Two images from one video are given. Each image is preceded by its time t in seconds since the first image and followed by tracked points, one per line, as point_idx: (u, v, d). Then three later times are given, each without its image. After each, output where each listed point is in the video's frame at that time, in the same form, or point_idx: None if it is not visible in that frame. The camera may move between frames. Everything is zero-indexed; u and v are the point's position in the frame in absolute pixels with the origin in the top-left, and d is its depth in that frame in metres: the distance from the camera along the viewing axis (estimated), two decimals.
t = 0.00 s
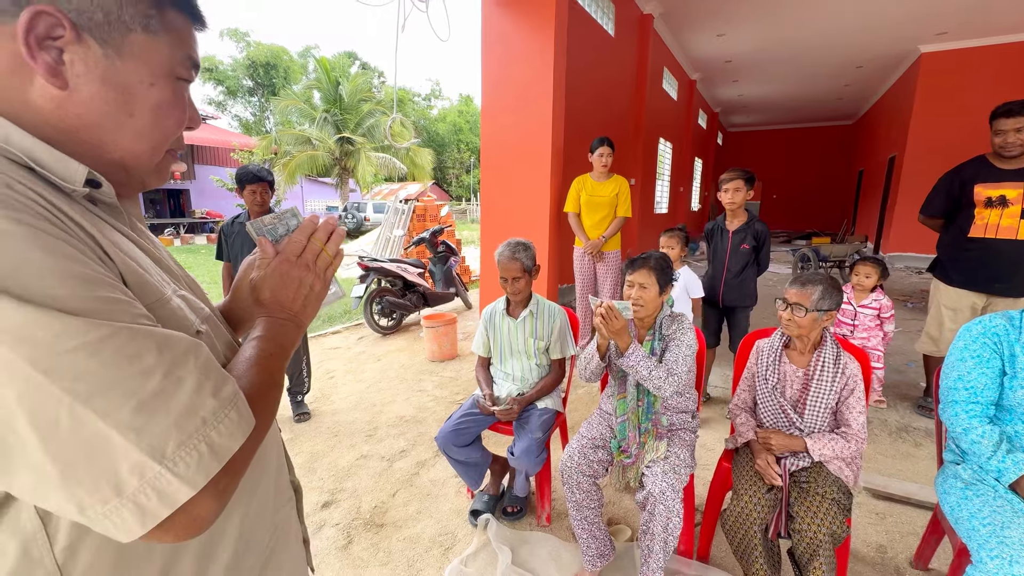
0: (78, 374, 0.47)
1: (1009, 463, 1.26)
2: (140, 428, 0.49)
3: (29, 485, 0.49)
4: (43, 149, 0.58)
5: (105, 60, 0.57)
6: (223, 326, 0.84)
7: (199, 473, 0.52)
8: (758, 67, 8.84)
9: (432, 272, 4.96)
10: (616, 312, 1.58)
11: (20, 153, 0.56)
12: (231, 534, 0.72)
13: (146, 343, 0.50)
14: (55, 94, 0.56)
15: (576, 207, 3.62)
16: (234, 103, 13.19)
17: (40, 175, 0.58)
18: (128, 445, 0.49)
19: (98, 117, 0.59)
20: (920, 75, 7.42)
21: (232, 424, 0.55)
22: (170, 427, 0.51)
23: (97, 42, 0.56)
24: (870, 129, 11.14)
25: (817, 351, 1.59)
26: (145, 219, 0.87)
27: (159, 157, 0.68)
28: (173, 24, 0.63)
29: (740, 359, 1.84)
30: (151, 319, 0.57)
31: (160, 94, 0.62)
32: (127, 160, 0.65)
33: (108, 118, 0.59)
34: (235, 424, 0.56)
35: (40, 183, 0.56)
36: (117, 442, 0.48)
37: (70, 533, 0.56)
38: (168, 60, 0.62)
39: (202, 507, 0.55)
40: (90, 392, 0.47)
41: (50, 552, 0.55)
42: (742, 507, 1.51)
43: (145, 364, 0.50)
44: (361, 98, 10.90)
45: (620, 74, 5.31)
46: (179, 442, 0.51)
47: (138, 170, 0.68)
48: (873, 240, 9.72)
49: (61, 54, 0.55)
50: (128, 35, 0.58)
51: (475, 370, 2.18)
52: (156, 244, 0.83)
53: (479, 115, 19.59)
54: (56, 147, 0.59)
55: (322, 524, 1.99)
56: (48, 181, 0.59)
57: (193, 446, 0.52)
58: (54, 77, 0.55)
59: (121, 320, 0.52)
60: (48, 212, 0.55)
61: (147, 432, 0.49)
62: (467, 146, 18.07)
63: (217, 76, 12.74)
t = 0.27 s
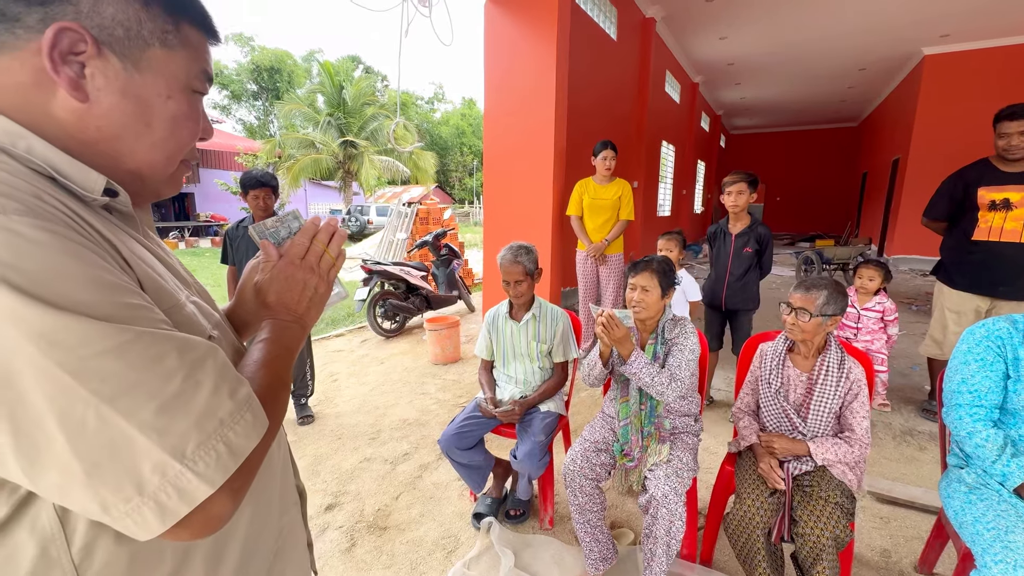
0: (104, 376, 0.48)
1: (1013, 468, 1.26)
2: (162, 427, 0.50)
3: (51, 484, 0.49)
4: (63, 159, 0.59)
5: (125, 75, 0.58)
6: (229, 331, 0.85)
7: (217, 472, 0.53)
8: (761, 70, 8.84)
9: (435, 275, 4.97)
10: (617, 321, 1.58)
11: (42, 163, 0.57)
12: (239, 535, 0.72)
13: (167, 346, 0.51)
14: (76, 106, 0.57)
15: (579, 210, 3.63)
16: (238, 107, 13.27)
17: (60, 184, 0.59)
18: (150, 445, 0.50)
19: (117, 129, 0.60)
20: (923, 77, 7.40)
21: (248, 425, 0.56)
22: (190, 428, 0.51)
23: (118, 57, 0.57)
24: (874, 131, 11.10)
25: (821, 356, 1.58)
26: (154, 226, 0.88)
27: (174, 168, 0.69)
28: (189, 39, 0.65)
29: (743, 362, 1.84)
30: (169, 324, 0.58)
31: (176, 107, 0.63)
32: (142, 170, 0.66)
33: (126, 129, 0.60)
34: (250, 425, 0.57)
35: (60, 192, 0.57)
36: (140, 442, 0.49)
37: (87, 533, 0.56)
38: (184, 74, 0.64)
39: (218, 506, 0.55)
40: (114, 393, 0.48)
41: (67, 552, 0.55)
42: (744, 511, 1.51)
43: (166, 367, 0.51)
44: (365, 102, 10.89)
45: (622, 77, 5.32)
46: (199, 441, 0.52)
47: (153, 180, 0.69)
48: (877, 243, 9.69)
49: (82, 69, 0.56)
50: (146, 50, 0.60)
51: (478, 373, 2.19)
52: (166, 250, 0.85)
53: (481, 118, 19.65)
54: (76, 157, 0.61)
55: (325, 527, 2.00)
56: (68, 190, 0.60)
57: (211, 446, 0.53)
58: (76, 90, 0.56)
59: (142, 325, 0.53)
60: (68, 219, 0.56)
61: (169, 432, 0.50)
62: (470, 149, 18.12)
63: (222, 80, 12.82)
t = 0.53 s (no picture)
0: (129, 386, 0.48)
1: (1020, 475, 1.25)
2: (184, 436, 0.50)
3: (76, 492, 0.50)
4: (85, 174, 0.60)
5: (147, 94, 0.60)
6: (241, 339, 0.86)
7: (236, 478, 0.53)
8: (763, 74, 8.85)
9: (438, 280, 4.98)
10: (622, 322, 1.58)
11: (65, 179, 0.59)
12: (250, 544, 0.73)
13: (188, 357, 0.52)
14: (100, 125, 0.59)
15: (582, 215, 3.64)
16: (243, 112, 13.36)
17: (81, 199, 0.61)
18: (173, 453, 0.50)
19: (139, 147, 0.62)
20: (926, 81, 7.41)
21: (265, 432, 0.57)
22: (210, 436, 0.52)
23: (140, 76, 0.59)
24: (877, 135, 11.08)
25: (826, 362, 1.58)
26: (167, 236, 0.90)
27: (192, 182, 0.70)
28: (209, 59, 0.67)
29: (747, 368, 1.84)
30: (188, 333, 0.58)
31: (195, 124, 0.65)
32: (162, 185, 0.67)
33: (147, 146, 0.62)
34: (267, 432, 0.57)
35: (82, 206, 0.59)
36: (163, 450, 0.50)
37: (104, 540, 0.56)
38: (204, 92, 0.66)
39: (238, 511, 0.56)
40: (138, 403, 0.49)
41: (85, 559, 0.56)
42: (748, 519, 1.51)
43: (187, 377, 0.51)
44: (368, 107, 10.92)
45: (625, 82, 5.35)
46: (218, 449, 0.52)
47: (170, 194, 0.71)
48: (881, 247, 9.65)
49: (106, 89, 0.58)
50: (167, 70, 0.61)
51: (482, 380, 2.19)
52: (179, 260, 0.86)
53: (483, 122, 19.73)
54: (97, 173, 0.62)
55: (329, 533, 2.00)
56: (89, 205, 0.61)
57: (231, 453, 0.53)
58: (101, 109, 0.58)
59: (163, 336, 0.53)
60: (89, 231, 0.57)
61: (191, 441, 0.51)
62: (473, 153, 18.18)
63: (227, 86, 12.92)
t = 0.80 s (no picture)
0: (152, 385, 0.49)
1: None
2: (206, 432, 0.51)
3: (100, 491, 0.50)
4: (102, 184, 0.63)
5: (162, 106, 0.62)
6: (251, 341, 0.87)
7: (256, 473, 0.54)
8: (765, 78, 8.86)
9: (441, 283, 4.99)
10: (623, 330, 1.58)
11: (83, 190, 0.61)
12: (260, 545, 0.74)
13: (206, 356, 0.53)
14: (117, 136, 0.61)
15: (585, 219, 3.65)
16: (247, 117, 13.44)
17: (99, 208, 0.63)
18: (196, 448, 0.51)
19: (154, 156, 0.64)
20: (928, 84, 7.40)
21: (282, 427, 0.57)
22: (230, 432, 0.52)
23: (156, 87, 0.61)
24: (880, 138, 11.08)
25: (828, 366, 1.59)
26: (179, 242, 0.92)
27: (203, 191, 0.72)
28: (221, 71, 0.69)
29: (750, 372, 1.84)
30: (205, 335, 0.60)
31: (208, 134, 0.67)
32: (176, 194, 0.69)
33: (162, 155, 0.64)
34: (285, 427, 0.58)
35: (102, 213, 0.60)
36: (186, 446, 0.51)
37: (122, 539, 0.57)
38: (217, 104, 0.68)
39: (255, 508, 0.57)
40: (162, 401, 0.50)
41: (101, 558, 0.57)
42: (752, 524, 1.51)
43: (206, 376, 0.52)
44: (371, 111, 10.97)
45: (627, 87, 5.36)
46: (238, 443, 0.53)
47: (183, 202, 0.73)
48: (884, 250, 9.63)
49: (123, 100, 0.60)
50: (182, 81, 0.64)
51: (485, 383, 2.20)
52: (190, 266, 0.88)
53: (486, 125, 19.79)
54: (115, 182, 0.64)
55: (333, 536, 2.01)
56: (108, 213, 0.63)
57: (250, 448, 0.54)
58: (118, 120, 0.60)
59: (181, 338, 0.54)
60: (108, 238, 0.59)
61: (213, 437, 0.51)
62: (475, 157, 18.23)
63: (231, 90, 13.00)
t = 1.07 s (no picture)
0: (166, 384, 0.50)
1: None
2: (217, 430, 0.52)
3: (113, 487, 0.51)
4: (117, 188, 0.64)
5: (175, 112, 0.64)
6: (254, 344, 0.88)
7: (263, 471, 0.55)
8: (767, 80, 8.87)
9: (443, 285, 5.00)
10: (624, 332, 1.59)
11: (97, 193, 0.62)
12: (265, 544, 0.75)
13: (218, 357, 0.54)
14: (129, 141, 0.63)
15: (586, 221, 3.66)
16: (250, 120, 13.51)
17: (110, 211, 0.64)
18: (206, 447, 0.52)
19: (165, 161, 0.66)
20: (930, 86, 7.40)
21: (288, 428, 0.59)
22: (239, 432, 0.54)
23: (168, 94, 0.63)
24: (882, 140, 11.06)
25: (827, 367, 1.59)
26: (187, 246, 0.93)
27: (212, 195, 0.74)
28: (232, 79, 0.71)
29: (751, 374, 1.84)
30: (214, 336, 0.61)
31: (217, 140, 0.69)
32: (185, 198, 0.71)
33: (173, 160, 0.66)
34: (291, 428, 0.59)
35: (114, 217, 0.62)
36: (197, 445, 0.52)
37: (132, 535, 0.58)
38: (228, 109, 0.70)
39: (262, 505, 0.57)
40: (175, 400, 0.51)
41: (112, 554, 0.58)
42: (753, 525, 1.51)
43: (217, 376, 0.53)
44: (374, 114, 11.00)
45: (629, 89, 5.38)
46: (247, 443, 0.54)
47: (193, 206, 0.74)
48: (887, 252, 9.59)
49: (137, 107, 0.62)
50: (194, 88, 0.66)
51: (487, 385, 2.20)
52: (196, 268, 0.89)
53: (487, 127, 19.83)
54: (127, 186, 0.66)
55: (335, 537, 2.02)
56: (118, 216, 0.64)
57: (257, 448, 0.55)
58: (132, 127, 0.62)
59: (195, 338, 0.56)
60: (122, 241, 0.60)
61: (223, 436, 0.53)
62: (477, 159, 18.28)
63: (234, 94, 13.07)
